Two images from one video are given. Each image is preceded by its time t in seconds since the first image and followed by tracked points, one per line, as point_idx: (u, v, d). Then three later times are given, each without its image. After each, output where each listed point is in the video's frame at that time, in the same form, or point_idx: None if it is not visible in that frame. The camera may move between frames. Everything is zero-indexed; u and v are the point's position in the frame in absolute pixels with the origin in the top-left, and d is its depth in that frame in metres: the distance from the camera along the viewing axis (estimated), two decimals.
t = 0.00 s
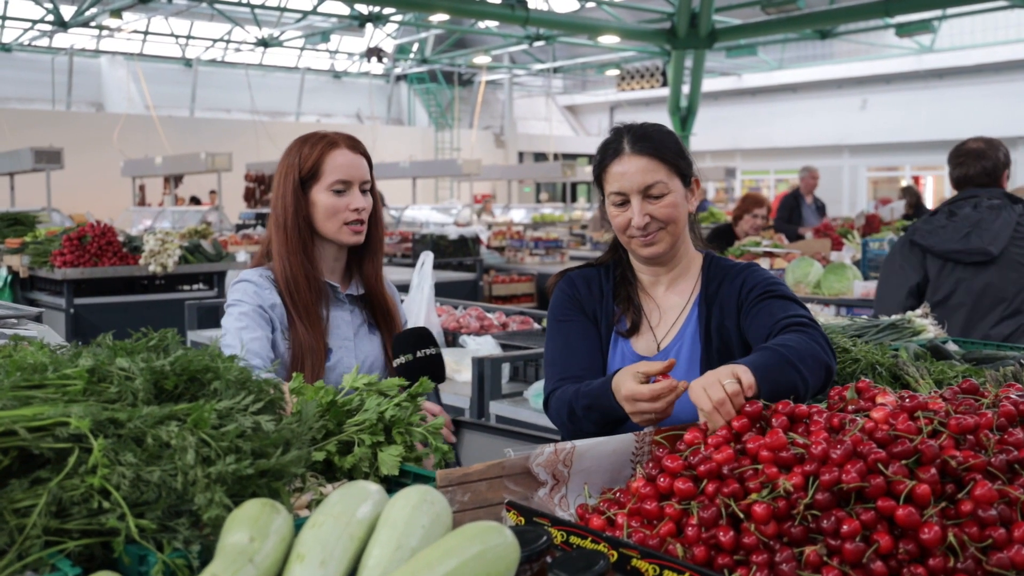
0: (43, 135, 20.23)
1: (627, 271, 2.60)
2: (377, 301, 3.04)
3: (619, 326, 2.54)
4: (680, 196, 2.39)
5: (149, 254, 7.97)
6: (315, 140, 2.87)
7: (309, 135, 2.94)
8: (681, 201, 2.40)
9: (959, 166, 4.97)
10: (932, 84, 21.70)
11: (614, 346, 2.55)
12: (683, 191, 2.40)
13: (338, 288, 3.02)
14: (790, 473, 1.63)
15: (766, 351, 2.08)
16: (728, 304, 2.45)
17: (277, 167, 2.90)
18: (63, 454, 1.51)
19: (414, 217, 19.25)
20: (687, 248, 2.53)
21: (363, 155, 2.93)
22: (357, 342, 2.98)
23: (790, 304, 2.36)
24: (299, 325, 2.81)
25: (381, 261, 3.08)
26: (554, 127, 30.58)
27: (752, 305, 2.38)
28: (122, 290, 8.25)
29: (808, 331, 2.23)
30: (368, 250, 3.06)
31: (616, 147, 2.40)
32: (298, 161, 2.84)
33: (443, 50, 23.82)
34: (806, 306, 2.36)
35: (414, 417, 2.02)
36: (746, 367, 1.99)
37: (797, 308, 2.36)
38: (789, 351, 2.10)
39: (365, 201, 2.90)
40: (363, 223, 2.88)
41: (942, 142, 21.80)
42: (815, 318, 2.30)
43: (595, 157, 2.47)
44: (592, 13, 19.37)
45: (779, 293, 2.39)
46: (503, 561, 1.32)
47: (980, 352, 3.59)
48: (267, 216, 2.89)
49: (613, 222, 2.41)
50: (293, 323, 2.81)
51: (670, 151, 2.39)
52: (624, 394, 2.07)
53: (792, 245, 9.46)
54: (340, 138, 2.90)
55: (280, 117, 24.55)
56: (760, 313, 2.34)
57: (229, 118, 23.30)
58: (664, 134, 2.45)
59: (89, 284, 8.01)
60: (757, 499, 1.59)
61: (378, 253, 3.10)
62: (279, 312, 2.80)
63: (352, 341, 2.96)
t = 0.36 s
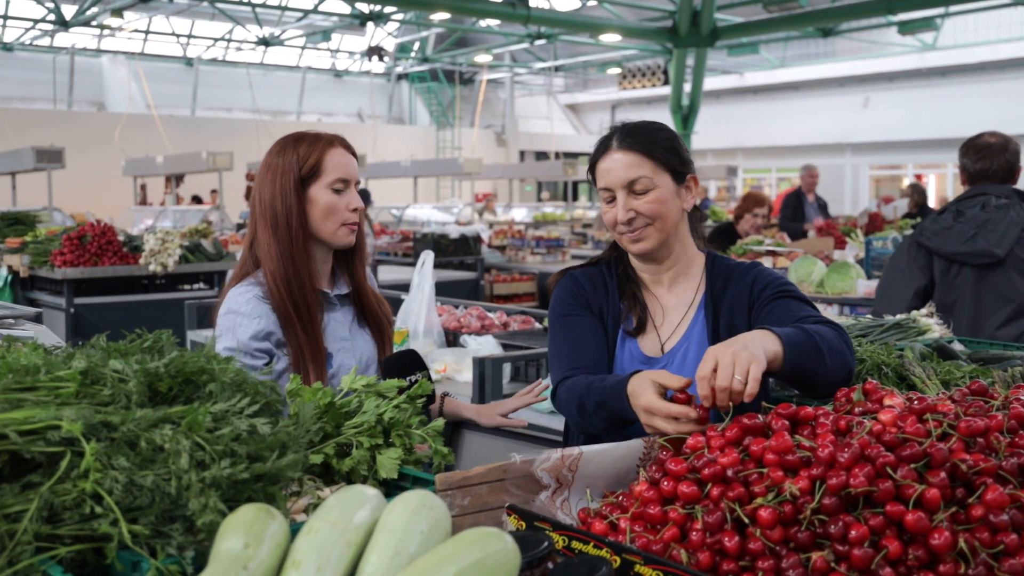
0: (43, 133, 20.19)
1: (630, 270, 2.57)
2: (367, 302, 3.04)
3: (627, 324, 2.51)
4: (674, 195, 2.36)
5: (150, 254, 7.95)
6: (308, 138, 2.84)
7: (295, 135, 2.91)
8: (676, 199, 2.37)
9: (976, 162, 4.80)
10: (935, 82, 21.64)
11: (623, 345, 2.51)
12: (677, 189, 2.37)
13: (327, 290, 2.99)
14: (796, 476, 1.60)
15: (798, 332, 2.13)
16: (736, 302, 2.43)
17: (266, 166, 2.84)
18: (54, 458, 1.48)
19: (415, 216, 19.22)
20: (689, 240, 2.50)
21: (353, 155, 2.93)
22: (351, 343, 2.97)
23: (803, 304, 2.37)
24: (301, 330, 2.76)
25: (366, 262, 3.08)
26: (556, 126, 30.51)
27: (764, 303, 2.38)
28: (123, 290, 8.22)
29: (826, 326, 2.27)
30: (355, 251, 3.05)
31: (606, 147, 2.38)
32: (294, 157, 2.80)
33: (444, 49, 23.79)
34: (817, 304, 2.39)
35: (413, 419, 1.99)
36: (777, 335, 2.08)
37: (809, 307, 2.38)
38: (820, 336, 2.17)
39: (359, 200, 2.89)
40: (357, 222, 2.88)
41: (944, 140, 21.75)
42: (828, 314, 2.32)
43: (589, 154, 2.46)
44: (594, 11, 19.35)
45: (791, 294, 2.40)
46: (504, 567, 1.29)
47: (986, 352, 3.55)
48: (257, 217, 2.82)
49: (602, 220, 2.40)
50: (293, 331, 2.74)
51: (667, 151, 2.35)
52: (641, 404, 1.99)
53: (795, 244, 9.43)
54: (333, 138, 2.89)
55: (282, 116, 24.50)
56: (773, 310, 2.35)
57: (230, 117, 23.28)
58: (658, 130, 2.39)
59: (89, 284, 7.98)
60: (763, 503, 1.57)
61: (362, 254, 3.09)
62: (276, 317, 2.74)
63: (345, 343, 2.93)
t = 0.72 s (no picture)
0: (43, 132, 20.14)
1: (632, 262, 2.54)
2: (344, 313, 3.01)
3: (626, 314, 2.48)
4: (643, 190, 2.35)
5: (149, 252, 7.94)
6: (287, 147, 2.82)
7: (274, 140, 2.88)
8: (644, 195, 2.36)
9: (945, 161, 4.90)
10: (936, 80, 21.58)
11: (621, 336, 2.47)
12: (647, 185, 2.36)
13: (302, 302, 2.97)
14: (800, 481, 1.58)
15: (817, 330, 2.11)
16: (739, 299, 2.40)
17: (242, 174, 2.81)
18: (43, 463, 1.44)
19: (416, 214, 19.19)
20: (683, 237, 2.46)
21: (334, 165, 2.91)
22: (325, 355, 2.96)
23: (813, 302, 2.34)
24: (267, 343, 2.74)
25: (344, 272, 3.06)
26: (556, 125, 30.44)
27: (771, 303, 2.35)
28: (122, 289, 8.19)
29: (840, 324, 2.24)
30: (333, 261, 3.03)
31: (589, 149, 2.43)
32: (272, 166, 2.78)
33: (444, 47, 23.76)
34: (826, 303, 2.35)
35: (410, 421, 1.95)
36: (794, 335, 2.06)
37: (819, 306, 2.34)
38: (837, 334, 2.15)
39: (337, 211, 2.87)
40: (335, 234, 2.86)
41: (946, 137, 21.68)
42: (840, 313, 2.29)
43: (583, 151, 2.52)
44: (594, 9, 19.33)
45: (799, 293, 2.36)
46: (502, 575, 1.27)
47: (991, 352, 3.52)
48: (231, 225, 2.80)
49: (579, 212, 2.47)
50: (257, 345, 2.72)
51: (642, 151, 2.36)
52: (652, 388, 2.00)
53: (796, 242, 9.40)
54: (313, 147, 2.86)
55: (282, 114, 24.45)
56: (783, 309, 2.32)
57: (230, 115, 23.25)
58: (637, 131, 2.41)
59: (88, 283, 7.95)
60: (767, 509, 1.54)
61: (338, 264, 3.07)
62: (241, 329, 2.72)
63: (318, 355, 2.92)
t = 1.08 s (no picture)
0: (47, 130, 20.13)
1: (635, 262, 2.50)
2: (328, 319, 2.96)
3: (628, 311, 2.44)
4: (641, 186, 2.32)
5: (150, 251, 7.93)
6: (279, 149, 2.78)
7: (264, 141, 2.83)
8: (644, 190, 2.32)
9: (909, 155, 5.14)
10: (942, 79, 21.48)
11: (624, 333, 2.44)
12: (646, 180, 2.32)
13: (287, 307, 2.94)
14: (807, 486, 1.54)
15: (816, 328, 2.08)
16: (744, 297, 2.35)
17: (230, 175, 2.77)
18: (31, 466, 1.41)
19: (420, 213, 19.17)
20: (685, 235, 2.41)
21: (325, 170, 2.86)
22: (309, 361, 2.93)
23: (819, 301, 2.29)
24: (246, 347, 2.72)
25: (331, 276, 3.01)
26: (561, 123, 30.39)
27: (776, 301, 2.31)
28: (123, 288, 8.10)
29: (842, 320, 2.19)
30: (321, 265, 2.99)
31: (590, 146, 2.41)
32: (262, 169, 2.74)
33: (448, 46, 23.72)
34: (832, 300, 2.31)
35: (409, 423, 1.92)
36: (787, 329, 2.02)
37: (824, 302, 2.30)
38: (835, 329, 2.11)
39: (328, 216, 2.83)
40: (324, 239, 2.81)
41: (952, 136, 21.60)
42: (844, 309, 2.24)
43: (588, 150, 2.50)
44: (598, 7, 19.29)
45: (804, 289, 2.32)
46: None
47: (999, 353, 3.48)
48: (217, 227, 2.76)
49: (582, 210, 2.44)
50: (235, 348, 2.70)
51: (642, 147, 2.33)
52: (657, 390, 1.96)
53: (801, 242, 9.36)
54: (304, 150, 2.82)
55: (286, 113, 24.44)
56: (788, 306, 2.27)
57: (234, 114, 23.24)
58: (640, 128, 2.37)
59: (89, 282, 7.90)
60: (773, 514, 1.50)
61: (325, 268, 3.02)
62: (222, 331, 2.70)
63: (301, 361, 2.89)
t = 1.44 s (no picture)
0: (59, 130, 20.23)
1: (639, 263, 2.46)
2: (343, 318, 2.94)
3: (627, 314, 2.42)
4: (639, 188, 2.28)
5: (159, 250, 7.96)
6: (287, 148, 2.75)
7: (273, 141, 2.80)
8: (642, 194, 2.28)
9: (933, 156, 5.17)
10: (955, 77, 21.35)
11: (622, 336, 2.41)
12: (644, 183, 2.28)
13: (301, 309, 2.91)
14: (813, 492, 1.51)
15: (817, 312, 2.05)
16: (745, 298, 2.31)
17: (242, 177, 2.73)
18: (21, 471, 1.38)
19: (431, 211, 19.16)
20: (686, 237, 2.36)
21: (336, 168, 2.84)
22: (324, 362, 2.90)
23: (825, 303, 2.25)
24: (265, 349, 2.69)
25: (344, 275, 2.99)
26: (572, 122, 30.32)
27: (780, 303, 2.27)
28: (133, 287, 8.10)
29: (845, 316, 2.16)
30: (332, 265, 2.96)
31: (594, 147, 2.37)
32: (275, 168, 2.71)
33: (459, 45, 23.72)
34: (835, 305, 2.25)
35: (409, 426, 1.89)
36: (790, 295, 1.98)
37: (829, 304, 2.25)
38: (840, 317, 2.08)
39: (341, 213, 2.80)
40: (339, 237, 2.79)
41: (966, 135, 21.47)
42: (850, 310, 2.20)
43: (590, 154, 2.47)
44: (610, 6, 19.24)
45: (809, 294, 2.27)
46: None
47: (1012, 356, 3.44)
48: (229, 228, 2.73)
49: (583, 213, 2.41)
50: (254, 349, 2.67)
51: (641, 150, 2.29)
52: (649, 382, 1.95)
53: (812, 241, 9.30)
54: (315, 149, 2.79)
55: (297, 112, 24.48)
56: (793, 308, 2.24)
57: (245, 113, 23.28)
58: (646, 131, 2.33)
59: (98, 280, 7.90)
60: (778, 520, 1.47)
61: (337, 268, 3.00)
62: (239, 333, 2.67)
63: (317, 362, 2.87)
